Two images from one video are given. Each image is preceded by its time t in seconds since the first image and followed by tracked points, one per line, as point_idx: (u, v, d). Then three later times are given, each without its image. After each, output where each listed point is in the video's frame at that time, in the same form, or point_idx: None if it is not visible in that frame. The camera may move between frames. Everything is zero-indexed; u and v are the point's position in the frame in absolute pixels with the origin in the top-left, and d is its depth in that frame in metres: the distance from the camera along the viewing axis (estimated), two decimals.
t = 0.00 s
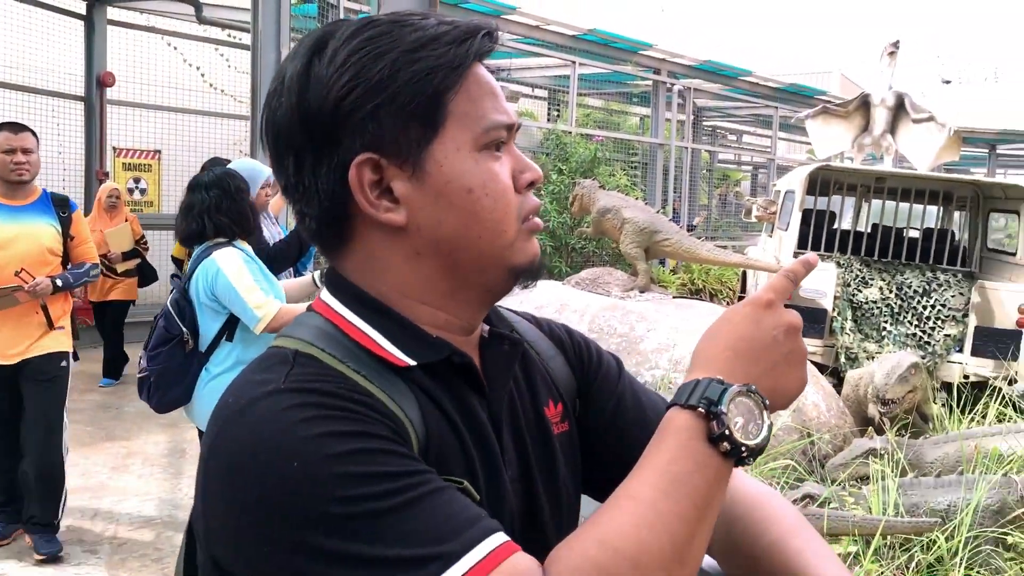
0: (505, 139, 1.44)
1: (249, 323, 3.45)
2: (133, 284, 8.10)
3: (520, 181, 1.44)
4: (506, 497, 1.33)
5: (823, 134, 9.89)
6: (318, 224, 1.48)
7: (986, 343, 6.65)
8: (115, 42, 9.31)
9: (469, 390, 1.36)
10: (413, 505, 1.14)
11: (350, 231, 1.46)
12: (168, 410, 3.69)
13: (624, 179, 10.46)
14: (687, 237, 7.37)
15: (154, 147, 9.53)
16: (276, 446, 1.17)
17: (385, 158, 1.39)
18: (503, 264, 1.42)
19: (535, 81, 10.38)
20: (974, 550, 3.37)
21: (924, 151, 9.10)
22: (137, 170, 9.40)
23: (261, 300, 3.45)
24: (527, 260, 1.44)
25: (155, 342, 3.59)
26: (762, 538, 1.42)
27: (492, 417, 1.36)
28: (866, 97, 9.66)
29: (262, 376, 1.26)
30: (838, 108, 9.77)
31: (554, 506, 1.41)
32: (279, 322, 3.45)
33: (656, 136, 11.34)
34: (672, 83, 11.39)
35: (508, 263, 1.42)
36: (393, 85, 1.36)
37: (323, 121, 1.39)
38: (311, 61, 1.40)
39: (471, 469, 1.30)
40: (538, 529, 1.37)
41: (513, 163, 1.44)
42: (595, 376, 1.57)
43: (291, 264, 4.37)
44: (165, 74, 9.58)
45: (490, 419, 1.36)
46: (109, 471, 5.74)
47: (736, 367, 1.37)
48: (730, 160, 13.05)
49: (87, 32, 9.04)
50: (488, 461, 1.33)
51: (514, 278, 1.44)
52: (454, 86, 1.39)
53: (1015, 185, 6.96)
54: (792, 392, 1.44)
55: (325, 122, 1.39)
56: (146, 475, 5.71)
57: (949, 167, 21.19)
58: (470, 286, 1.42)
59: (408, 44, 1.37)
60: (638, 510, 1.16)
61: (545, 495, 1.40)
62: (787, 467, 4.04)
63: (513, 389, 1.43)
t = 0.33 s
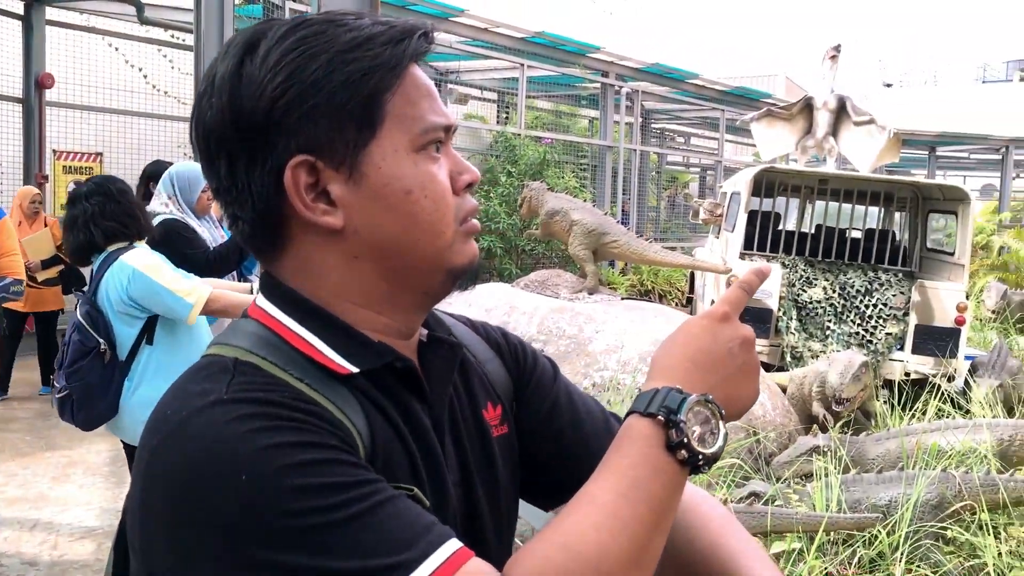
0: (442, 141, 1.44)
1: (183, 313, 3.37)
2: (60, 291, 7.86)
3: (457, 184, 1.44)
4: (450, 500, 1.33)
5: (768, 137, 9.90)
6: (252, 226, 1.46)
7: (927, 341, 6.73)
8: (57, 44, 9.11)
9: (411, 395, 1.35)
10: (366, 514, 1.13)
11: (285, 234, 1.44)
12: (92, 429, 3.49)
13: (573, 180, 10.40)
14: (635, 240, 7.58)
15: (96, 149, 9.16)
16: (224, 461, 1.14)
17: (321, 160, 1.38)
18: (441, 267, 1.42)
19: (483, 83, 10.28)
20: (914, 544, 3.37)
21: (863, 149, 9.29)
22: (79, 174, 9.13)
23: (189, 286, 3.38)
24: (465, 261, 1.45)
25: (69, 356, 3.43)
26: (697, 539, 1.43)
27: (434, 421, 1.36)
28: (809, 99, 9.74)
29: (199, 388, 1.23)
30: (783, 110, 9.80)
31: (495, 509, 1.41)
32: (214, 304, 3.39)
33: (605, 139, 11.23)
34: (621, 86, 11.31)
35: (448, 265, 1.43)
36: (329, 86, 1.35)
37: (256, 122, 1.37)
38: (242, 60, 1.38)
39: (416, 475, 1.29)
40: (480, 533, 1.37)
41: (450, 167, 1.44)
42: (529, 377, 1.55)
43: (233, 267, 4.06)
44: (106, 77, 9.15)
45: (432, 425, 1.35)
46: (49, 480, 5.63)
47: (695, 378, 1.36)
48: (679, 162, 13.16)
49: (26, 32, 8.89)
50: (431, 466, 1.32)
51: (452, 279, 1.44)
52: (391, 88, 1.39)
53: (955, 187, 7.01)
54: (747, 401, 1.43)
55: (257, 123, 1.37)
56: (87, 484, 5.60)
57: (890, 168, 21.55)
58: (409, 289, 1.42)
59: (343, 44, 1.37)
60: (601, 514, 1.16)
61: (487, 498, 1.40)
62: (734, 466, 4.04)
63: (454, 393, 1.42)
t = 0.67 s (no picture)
0: (372, 137, 1.41)
1: (109, 311, 3.29)
2: None
3: (390, 180, 1.42)
4: (381, 506, 1.30)
5: (700, 138, 9.99)
6: (177, 230, 1.38)
7: (855, 337, 6.76)
8: None
9: (342, 399, 1.32)
10: (303, 528, 1.09)
11: (209, 233, 1.37)
12: None
13: (510, 179, 10.10)
14: (571, 239, 7.47)
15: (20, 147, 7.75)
16: (153, 473, 1.08)
17: (253, 158, 1.32)
18: (376, 265, 1.39)
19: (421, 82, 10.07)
20: (842, 536, 3.29)
21: (792, 151, 9.44)
22: None
23: (112, 283, 3.28)
24: (398, 259, 1.43)
25: None
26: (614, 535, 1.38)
27: (365, 426, 1.33)
28: (741, 99, 9.89)
29: (122, 397, 1.15)
30: (716, 111, 9.90)
31: (424, 512, 1.40)
32: (140, 300, 3.29)
33: (543, 138, 11.02)
34: (558, 85, 11.09)
35: (382, 264, 1.40)
36: (259, 82, 1.30)
37: (181, 121, 1.29)
38: (163, 55, 1.30)
39: (347, 482, 1.25)
40: (410, 537, 1.35)
41: (381, 163, 1.41)
42: (455, 377, 1.52)
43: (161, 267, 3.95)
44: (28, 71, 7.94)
45: (364, 430, 1.32)
46: None
47: (623, 387, 1.32)
48: (616, 162, 13.04)
49: None
50: (362, 471, 1.29)
51: (384, 278, 1.42)
52: (322, 84, 1.35)
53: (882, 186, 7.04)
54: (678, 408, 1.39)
55: (184, 122, 1.30)
56: (12, 492, 5.45)
57: (821, 167, 21.70)
58: (345, 288, 1.38)
59: (270, 40, 1.31)
60: (535, 529, 1.12)
61: (416, 503, 1.38)
62: (671, 461, 4.08)
63: (383, 397, 1.39)
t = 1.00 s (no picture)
0: (299, 136, 1.30)
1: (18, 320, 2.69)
2: None
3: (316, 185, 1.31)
4: (303, 516, 1.20)
5: (628, 139, 9.92)
6: (100, 232, 1.19)
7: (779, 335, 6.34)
8: None
9: (263, 403, 1.20)
10: (232, 545, 0.99)
11: (126, 236, 1.20)
12: None
13: (440, 179, 9.39)
14: (501, 239, 6.69)
15: None
16: (71, 490, 0.96)
17: (186, 157, 1.18)
18: (307, 269, 1.28)
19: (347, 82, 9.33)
20: (764, 532, 2.93)
21: (719, 152, 9.41)
22: None
23: (24, 289, 2.69)
24: (327, 263, 1.33)
25: None
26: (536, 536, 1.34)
27: (288, 432, 1.21)
28: (667, 101, 9.78)
29: (32, 406, 1.01)
30: (643, 113, 9.79)
31: (345, 520, 1.29)
32: (56, 309, 2.70)
33: (473, 138, 10.23)
34: (490, 86, 10.24)
35: (313, 267, 1.30)
36: (191, 81, 1.16)
37: (108, 119, 1.13)
38: (85, 50, 1.14)
39: (271, 493, 1.15)
40: (331, 544, 1.25)
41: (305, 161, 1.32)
42: (373, 376, 1.41)
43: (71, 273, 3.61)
44: None
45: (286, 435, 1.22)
46: None
47: (542, 393, 1.30)
48: (547, 163, 12.37)
49: None
50: (285, 481, 1.18)
51: (312, 282, 1.32)
52: (254, 85, 1.23)
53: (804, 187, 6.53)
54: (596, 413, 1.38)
55: (112, 118, 1.13)
56: None
57: (745, 168, 21.34)
58: (274, 293, 1.27)
59: (199, 36, 1.17)
60: (465, 541, 1.07)
61: (338, 511, 1.27)
62: (599, 459, 3.56)
63: (303, 400, 1.27)
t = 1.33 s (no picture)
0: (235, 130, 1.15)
1: None
2: None
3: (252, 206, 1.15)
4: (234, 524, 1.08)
5: (570, 140, 9.77)
6: (24, 233, 1.02)
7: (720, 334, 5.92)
8: None
9: (190, 404, 1.07)
10: (167, 556, 0.88)
11: (54, 242, 1.02)
12: None
13: (383, 179, 8.58)
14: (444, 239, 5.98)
15: None
16: None
17: (122, 155, 1.02)
18: (245, 271, 1.13)
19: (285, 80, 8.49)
20: (702, 529, 2.86)
21: (661, 154, 9.43)
22: None
23: None
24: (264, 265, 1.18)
25: None
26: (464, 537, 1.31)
27: (220, 433, 1.10)
28: (610, 102, 9.74)
29: None
30: (587, 113, 9.68)
31: (279, 525, 1.19)
32: None
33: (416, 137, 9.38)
34: (434, 86, 9.42)
35: (250, 267, 1.15)
36: (127, 77, 1.01)
37: (37, 113, 0.97)
38: (14, 42, 0.97)
39: (205, 507, 1.03)
40: (262, 547, 1.14)
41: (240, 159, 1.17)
42: (303, 377, 1.34)
43: None
44: None
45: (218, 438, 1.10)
46: None
47: (478, 402, 1.21)
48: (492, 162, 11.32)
49: None
50: (218, 491, 1.06)
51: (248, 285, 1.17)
52: (191, 78, 1.08)
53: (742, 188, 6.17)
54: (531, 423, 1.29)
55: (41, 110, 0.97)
56: None
57: (688, 170, 20.46)
58: (209, 297, 1.11)
59: (133, 30, 1.02)
60: (398, 551, 0.99)
61: (270, 515, 1.17)
62: (542, 459, 3.33)
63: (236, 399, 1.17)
